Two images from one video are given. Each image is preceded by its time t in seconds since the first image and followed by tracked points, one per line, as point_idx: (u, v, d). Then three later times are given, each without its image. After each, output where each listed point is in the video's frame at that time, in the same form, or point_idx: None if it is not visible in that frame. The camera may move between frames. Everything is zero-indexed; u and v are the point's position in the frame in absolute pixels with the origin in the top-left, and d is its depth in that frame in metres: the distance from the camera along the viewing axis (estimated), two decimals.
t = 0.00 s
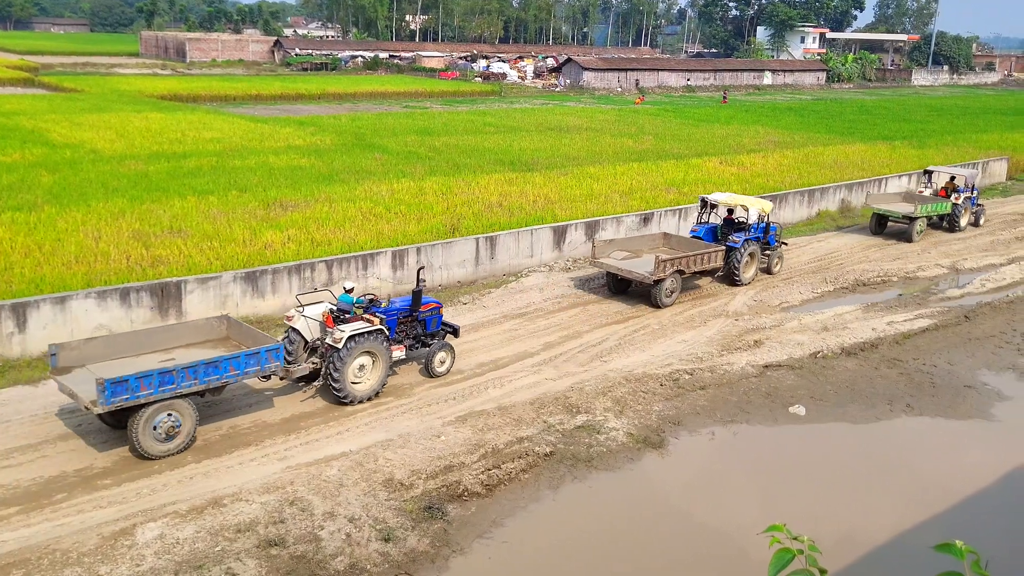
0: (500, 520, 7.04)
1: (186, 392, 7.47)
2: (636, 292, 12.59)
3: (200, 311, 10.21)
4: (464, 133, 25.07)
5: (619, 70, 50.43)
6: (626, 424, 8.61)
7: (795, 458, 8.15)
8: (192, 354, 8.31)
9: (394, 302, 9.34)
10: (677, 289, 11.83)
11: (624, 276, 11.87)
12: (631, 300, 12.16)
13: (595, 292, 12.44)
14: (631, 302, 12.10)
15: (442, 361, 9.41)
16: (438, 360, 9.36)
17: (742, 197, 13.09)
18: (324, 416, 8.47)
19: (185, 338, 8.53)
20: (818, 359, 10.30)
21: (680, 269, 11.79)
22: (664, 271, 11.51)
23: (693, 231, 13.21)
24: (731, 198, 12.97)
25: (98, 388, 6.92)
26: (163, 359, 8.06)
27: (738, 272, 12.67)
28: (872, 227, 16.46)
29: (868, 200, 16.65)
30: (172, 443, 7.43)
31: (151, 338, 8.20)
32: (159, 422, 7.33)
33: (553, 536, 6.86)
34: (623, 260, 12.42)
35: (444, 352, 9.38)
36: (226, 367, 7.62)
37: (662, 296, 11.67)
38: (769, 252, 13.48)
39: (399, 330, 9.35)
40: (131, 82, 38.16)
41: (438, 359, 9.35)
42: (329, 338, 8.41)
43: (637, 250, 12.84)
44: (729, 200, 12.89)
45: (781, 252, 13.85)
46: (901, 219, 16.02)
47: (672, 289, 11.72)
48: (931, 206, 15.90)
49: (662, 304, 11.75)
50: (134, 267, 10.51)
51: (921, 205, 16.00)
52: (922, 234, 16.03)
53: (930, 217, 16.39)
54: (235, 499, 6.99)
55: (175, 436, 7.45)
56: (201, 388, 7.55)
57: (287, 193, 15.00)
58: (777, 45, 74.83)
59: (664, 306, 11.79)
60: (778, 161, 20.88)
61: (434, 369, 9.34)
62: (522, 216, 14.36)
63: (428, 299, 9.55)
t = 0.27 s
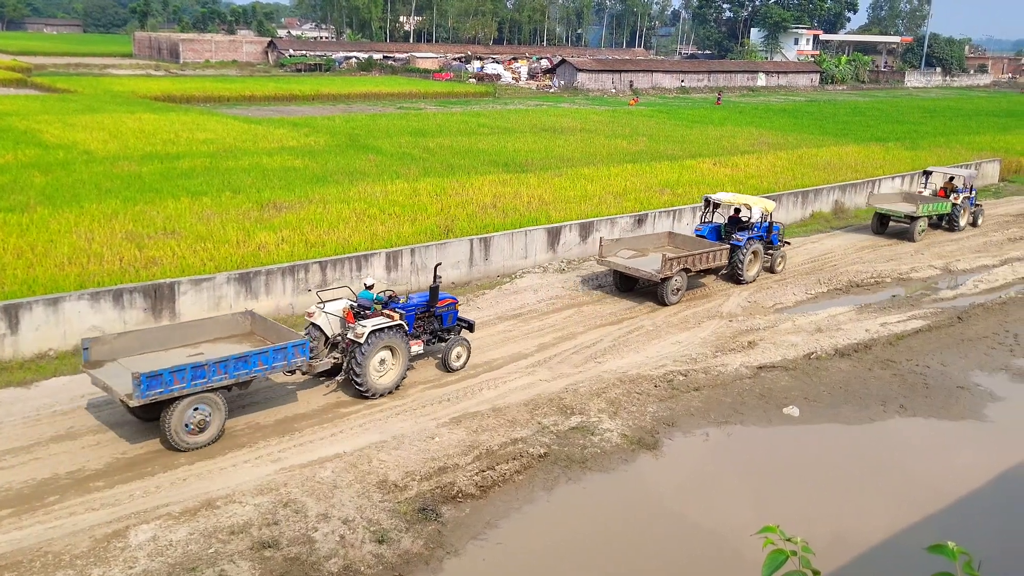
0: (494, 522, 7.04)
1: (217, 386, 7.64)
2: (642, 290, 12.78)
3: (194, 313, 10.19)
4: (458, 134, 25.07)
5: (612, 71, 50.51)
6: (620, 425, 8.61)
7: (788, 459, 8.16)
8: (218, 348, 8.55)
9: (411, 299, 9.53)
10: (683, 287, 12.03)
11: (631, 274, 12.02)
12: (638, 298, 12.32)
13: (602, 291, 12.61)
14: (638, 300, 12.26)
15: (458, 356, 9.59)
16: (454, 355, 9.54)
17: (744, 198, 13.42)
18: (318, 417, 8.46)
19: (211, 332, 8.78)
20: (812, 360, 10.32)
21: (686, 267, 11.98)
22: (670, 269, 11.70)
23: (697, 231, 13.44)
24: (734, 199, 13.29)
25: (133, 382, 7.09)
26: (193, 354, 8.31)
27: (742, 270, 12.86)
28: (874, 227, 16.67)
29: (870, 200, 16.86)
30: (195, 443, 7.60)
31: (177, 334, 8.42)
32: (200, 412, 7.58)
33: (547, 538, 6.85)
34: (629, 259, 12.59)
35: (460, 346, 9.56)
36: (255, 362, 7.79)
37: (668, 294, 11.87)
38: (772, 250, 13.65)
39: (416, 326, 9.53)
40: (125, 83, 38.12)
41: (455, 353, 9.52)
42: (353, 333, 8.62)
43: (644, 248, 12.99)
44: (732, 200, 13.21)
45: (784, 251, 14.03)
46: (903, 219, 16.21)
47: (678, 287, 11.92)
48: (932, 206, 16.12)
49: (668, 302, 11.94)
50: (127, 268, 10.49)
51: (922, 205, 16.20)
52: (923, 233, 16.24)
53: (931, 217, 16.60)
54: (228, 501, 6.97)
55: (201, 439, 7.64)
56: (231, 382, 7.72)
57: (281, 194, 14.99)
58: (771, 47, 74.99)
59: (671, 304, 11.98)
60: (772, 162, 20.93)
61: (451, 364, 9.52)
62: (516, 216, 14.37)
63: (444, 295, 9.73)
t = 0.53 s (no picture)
0: (493, 523, 7.03)
1: (249, 379, 7.86)
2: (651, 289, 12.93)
3: (192, 315, 10.19)
4: (456, 135, 25.08)
5: (610, 73, 50.53)
6: (619, 427, 8.61)
7: (786, 460, 8.16)
8: (247, 343, 8.79)
9: (432, 295, 9.78)
10: (693, 286, 12.18)
11: (641, 272, 12.17)
12: (648, 296, 12.49)
13: (612, 289, 12.78)
14: (649, 297, 12.42)
15: (477, 350, 9.79)
16: (474, 349, 9.74)
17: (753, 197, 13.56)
18: (317, 419, 8.46)
19: (238, 327, 9.01)
20: (810, 361, 10.32)
21: (695, 265, 12.13)
22: (681, 267, 11.85)
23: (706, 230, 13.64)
24: (743, 198, 13.46)
25: (171, 375, 7.30)
26: (222, 349, 8.55)
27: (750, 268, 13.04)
28: (880, 226, 16.87)
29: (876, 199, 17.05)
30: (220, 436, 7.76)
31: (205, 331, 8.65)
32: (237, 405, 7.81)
33: (546, 539, 6.85)
34: (640, 258, 12.75)
35: (480, 341, 9.76)
36: (286, 356, 8.04)
37: (678, 291, 12.01)
38: (779, 250, 13.85)
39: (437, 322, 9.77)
40: (124, 85, 38.12)
41: (474, 348, 9.72)
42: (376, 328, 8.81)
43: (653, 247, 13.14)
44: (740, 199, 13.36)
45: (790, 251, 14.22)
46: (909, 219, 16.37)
47: (688, 284, 12.07)
48: (939, 206, 16.30)
49: (679, 300, 12.09)
50: (125, 270, 10.49)
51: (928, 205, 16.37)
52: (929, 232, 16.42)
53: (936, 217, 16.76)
54: (227, 503, 6.97)
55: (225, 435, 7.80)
56: (263, 375, 7.94)
57: (279, 196, 14.99)
58: (769, 48, 75.09)
59: (680, 302, 12.13)
60: (771, 164, 20.95)
61: (470, 358, 9.72)
62: (514, 218, 14.38)
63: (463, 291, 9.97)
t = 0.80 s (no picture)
0: (492, 526, 7.03)
1: (280, 373, 8.05)
2: (662, 288, 13.08)
3: (190, 317, 10.19)
4: (455, 138, 25.07)
5: (609, 75, 50.51)
6: (618, 429, 8.60)
7: (786, 462, 8.15)
8: (275, 339, 8.98)
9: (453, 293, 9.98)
10: (703, 285, 12.31)
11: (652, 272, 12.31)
12: (660, 295, 12.65)
13: (624, 289, 12.93)
14: (660, 297, 12.58)
15: (497, 347, 10.01)
16: (494, 345, 9.95)
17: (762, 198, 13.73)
18: (316, 421, 8.45)
19: (266, 324, 9.18)
20: (809, 363, 10.33)
21: (705, 265, 12.26)
22: (690, 267, 11.98)
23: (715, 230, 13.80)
24: (752, 199, 13.62)
25: (205, 369, 7.50)
26: (252, 345, 8.73)
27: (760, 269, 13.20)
28: (886, 226, 17.02)
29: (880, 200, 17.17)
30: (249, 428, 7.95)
31: (235, 328, 8.83)
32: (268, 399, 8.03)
33: (545, 542, 6.84)
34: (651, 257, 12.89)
35: (499, 337, 9.99)
36: (315, 351, 8.23)
37: (689, 292, 12.13)
38: (787, 250, 14.02)
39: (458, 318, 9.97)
40: (123, 88, 38.12)
41: (494, 344, 9.93)
42: (402, 325, 8.96)
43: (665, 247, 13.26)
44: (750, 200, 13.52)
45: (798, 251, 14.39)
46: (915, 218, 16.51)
47: (698, 285, 12.18)
48: (945, 206, 16.45)
49: (689, 299, 12.23)
50: (124, 273, 10.49)
51: (934, 205, 16.54)
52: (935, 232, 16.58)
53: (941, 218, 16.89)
54: (226, 506, 6.96)
55: (255, 429, 7.99)
56: (293, 370, 8.13)
57: (278, 199, 14.99)
58: (768, 50, 75.11)
59: (691, 302, 12.26)
60: (769, 166, 20.97)
61: (491, 354, 9.93)
62: (514, 220, 14.38)
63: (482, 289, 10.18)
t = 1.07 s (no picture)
0: (493, 529, 7.02)
1: (313, 368, 8.26)
2: (674, 287, 13.25)
3: (191, 320, 10.20)
4: (456, 141, 25.09)
5: (610, 77, 50.51)
6: (619, 431, 8.60)
7: (786, 465, 8.14)
8: (304, 336, 9.15)
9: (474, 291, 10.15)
10: (715, 285, 12.47)
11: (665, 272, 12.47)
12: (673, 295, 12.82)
13: (637, 288, 13.09)
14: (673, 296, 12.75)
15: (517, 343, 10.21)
16: (514, 342, 10.15)
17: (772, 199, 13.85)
18: (316, 424, 8.45)
19: (294, 322, 9.33)
20: (810, 366, 10.32)
21: (717, 265, 12.42)
22: (702, 267, 12.13)
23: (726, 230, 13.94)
24: (762, 200, 13.72)
25: (242, 364, 7.71)
26: (283, 341, 8.89)
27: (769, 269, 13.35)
28: (895, 227, 17.15)
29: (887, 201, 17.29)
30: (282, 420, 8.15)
31: (265, 324, 8.97)
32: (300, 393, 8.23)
33: (546, 545, 6.84)
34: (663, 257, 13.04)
35: (519, 334, 10.19)
36: (345, 347, 8.45)
37: (701, 291, 12.28)
38: (796, 250, 14.18)
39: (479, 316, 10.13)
40: (124, 91, 38.14)
41: (514, 341, 10.14)
42: (427, 322, 9.17)
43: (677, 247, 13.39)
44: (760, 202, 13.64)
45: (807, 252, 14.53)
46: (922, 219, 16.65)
47: (710, 284, 12.33)
48: (953, 207, 16.59)
49: (701, 299, 12.38)
50: (124, 276, 10.49)
51: (942, 205, 16.69)
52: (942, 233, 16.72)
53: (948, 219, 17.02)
54: (226, 509, 6.96)
55: (283, 419, 8.14)
56: (325, 365, 8.35)
57: (279, 202, 15.00)
58: (768, 53, 75.11)
59: (703, 301, 12.42)
60: (770, 168, 20.99)
61: (511, 350, 10.13)
62: (514, 223, 14.38)
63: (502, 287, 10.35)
